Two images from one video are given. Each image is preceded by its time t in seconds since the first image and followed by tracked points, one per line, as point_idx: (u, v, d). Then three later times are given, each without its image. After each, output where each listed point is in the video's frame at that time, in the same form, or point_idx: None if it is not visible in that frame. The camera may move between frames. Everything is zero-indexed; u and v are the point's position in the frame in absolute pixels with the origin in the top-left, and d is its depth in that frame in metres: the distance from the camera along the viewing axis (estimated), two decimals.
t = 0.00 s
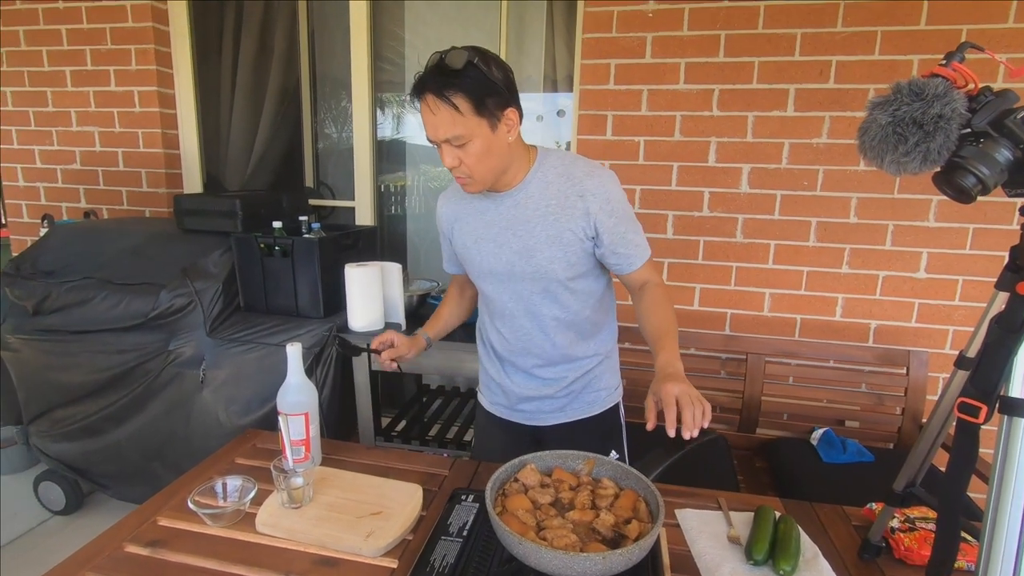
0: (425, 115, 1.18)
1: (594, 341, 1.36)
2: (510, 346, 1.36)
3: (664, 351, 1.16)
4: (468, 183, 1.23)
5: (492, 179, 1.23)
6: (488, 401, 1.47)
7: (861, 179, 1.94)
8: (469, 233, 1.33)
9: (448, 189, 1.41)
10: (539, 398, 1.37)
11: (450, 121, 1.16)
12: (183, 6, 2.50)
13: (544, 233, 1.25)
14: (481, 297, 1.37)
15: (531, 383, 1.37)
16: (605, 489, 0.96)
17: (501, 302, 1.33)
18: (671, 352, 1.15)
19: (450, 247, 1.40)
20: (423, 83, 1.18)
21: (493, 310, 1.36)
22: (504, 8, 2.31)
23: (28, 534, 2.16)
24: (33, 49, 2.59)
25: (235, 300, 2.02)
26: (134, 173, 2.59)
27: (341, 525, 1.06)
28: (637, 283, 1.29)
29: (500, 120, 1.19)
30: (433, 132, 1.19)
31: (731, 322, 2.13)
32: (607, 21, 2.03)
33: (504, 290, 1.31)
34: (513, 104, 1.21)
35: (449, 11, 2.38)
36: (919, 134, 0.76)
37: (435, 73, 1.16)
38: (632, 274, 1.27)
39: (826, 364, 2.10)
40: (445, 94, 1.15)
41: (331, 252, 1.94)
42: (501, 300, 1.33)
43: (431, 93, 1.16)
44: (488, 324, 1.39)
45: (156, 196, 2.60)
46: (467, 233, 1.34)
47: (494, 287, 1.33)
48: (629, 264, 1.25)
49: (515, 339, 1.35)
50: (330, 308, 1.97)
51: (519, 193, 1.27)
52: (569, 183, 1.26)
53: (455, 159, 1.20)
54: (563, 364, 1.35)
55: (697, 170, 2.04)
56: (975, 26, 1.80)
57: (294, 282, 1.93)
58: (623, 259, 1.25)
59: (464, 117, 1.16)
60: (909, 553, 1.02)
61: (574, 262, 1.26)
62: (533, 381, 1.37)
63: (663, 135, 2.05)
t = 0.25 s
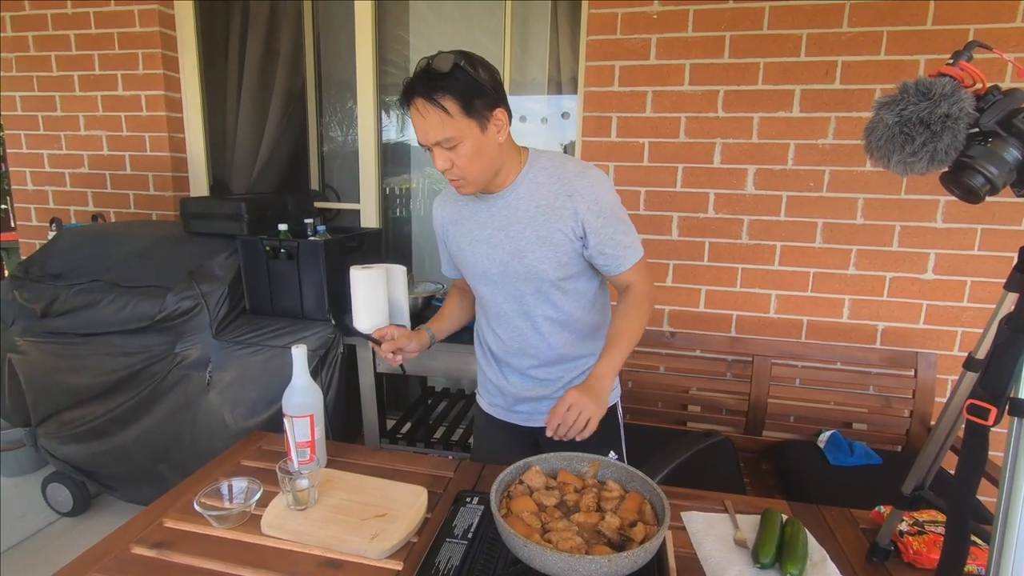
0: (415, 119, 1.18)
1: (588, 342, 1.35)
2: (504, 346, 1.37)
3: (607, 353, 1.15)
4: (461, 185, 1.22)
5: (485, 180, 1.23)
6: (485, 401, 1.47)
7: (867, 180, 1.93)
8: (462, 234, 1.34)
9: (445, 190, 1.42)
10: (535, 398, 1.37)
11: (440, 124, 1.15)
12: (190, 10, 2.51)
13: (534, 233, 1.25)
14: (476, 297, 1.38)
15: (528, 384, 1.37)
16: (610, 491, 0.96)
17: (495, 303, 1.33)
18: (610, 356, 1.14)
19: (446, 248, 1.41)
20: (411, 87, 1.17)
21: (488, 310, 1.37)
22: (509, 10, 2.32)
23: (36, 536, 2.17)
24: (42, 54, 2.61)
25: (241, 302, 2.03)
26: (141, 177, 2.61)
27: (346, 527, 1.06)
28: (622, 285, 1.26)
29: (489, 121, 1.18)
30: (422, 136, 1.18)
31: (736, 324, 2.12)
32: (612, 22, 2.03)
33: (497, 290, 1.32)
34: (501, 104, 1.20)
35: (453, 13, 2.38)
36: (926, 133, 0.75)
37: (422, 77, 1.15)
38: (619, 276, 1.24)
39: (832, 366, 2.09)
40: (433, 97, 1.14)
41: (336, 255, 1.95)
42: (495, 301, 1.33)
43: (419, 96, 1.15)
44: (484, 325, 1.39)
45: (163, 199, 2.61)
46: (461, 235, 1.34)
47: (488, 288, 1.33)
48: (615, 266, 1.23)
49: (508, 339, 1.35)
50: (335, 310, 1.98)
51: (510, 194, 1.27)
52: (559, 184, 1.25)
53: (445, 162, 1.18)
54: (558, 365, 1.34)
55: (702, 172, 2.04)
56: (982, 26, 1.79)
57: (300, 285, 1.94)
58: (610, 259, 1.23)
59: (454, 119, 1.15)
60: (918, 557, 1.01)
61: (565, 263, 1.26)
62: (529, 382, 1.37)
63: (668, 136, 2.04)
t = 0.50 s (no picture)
0: (408, 123, 1.17)
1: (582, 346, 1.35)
2: (499, 347, 1.38)
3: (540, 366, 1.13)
4: (455, 189, 1.22)
5: (478, 185, 1.23)
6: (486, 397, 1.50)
7: (871, 181, 1.92)
8: (456, 237, 1.35)
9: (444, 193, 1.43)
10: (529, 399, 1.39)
11: (433, 128, 1.14)
12: (194, 15, 2.54)
13: (520, 240, 1.25)
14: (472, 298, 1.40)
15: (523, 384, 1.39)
16: (611, 492, 0.95)
17: (488, 305, 1.35)
18: (540, 369, 1.11)
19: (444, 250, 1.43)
20: (405, 91, 1.16)
21: (482, 312, 1.38)
22: (511, 12, 2.32)
23: (40, 536, 2.18)
24: (47, 57, 2.62)
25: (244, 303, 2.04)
26: (145, 179, 2.62)
27: (348, 528, 1.07)
28: (591, 299, 1.20)
29: (483, 126, 1.18)
30: (416, 140, 1.17)
31: (739, 325, 2.12)
32: (614, 24, 2.03)
33: (489, 293, 1.33)
34: (496, 109, 1.19)
35: (456, 15, 2.38)
36: (928, 134, 0.75)
37: (417, 81, 1.14)
38: (590, 290, 1.19)
39: (836, 367, 2.08)
40: (427, 101, 1.13)
41: (338, 256, 1.95)
42: (488, 304, 1.35)
43: (413, 101, 1.15)
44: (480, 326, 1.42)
45: (168, 201, 2.62)
46: (455, 239, 1.36)
47: (481, 291, 1.35)
48: (587, 279, 1.18)
49: (502, 341, 1.37)
50: (338, 312, 1.98)
51: (500, 200, 1.27)
52: (547, 190, 1.23)
53: (439, 166, 1.18)
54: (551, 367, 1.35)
55: (704, 172, 2.03)
56: (987, 25, 1.78)
57: (303, 286, 1.94)
58: (584, 271, 1.18)
59: (447, 124, 1.14)
60: (922, 559, 1.01)
61: (551, 270, 1.25)
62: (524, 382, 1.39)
63: (670, 137, 2.04)
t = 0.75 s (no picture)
0: (390, 135, 1.16)
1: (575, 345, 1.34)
2: (495, 347, 1.41)
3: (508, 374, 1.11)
4: (440, 198, 1.22)
5: (461, 193, 1.22)
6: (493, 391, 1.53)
7: (876, 180, 1.91)
8: (444, 244, 1.36)
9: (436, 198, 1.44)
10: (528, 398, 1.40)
11: (414, 141, 1.13)
12: (198, 15, 2.54)
13: (501, 247, 1.24)
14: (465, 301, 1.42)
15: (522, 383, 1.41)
16: (615, 493, 0.95)
17: (481, 309, 1.36)
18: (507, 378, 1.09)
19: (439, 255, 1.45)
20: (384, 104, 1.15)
21: (477, 315, 1.40)
22: (514, 11, 2.31)
23: (44, 534, 2.18)
24: (52, 57, 2.63)
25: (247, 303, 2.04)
26: (149, 178, 2.62)
27: (350, 528, 1.06)
28: (565, 306, 1.17)
29: (464, 135, 1.17)
30: (398, 152, 1.16)
31: (744, 325, 2.11)
32: (618, 22, 2.02)
33: (481, 297, 1.35)
34: (476, 117, 1.18)
35: (459, 14, 2.38)
36: (936, 131, 0.74)
37: (396, 93, 1.13)
38: (564, 297, 1.17)
39: (841, 368, 2.07)
40: (407, 114, 1.12)
41: (341, 256, 1.96)
42: (481, 308, 1.36)
43: (392, 113, 1.13)
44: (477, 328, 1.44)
45: (171, 200, 2.62)
46: (445, 245, 1.37)
47: (473, 295, 1.36)
48: (560, 285, 1.16)
49: (497, 341, 1.39)
50: (341, 311, 1.99)
51: (480, 207, 1.26)
52: (524, 197, 1.21)
53: (423, 178, 1.17)
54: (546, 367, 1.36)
55: (708, 172, 2.02)
56: (994, 23, 1.76)
57: (305, 285, 1.95)
58: (558, 278, 1.16)
59: (429, 136, 1.13)
60: (928, 562, 1.00)
61: (532, 275, 1.24)
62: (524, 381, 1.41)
63: (674, 137, 2.03)
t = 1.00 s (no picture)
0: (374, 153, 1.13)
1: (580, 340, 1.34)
2: (498, 353, 1.40)
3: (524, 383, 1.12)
4: (428, 212, 1.20)
5: (450, 205, 1.20)
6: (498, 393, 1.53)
7: (881, 179, 1.90)
8: (433, 257, 1.34)
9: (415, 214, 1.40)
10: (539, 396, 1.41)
11: (400, 157, 1.11)
12: (202, 13, 2.54)
13: (498, 253, 1.23)
14: (460, 311, 1.40)
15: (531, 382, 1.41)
16: (617, 493, 0.95)
17: (482, 317, 1.35)
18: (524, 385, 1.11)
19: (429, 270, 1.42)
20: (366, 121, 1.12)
21: (476, 325, 1.39)
22: (518, 8, 2.31)
23: (49, 531, 2.19)
24: (56, 55, 2.63)
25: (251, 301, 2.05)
26: (153, 176, 2.63)
27: (352, 526, 1.06)
28: (573, 302, 1.17)
29: (450, 147, 1.15)
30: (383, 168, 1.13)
31: (747, 324, 2.10)
32: (622, 20, 2.01)
33: (480, 306, 1.33)
34: (459, 128, 1.16)
35: (462, 13, 2.37)
36: (942, 129, 0.74)
37: (378, 109, 1.10)
38: (570, 294, 1.17)
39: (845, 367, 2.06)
40: (391, 130, 1.09)
41: (343, 253, 1.96)
42: (482, 317, 1.35)
43: (376, 130, 1.11)
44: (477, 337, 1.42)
45: (175, 198, 2.63)
46: (435, 260, 1.35)
47: (472, 306, 1.35)
48: (566, 283, 1.16)
49: (499, 346, 1.38)
50: (344, 309, 1.99)
51: (470, 216, 1.24)
52: (514, 201, 1.21)
53: (410, 193, 1.15)
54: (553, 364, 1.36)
55: (712, 170, 2.02)
56: (1000, 20, 1.75)
57: (308, 283, 1.95)
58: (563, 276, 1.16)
59: (414, 151, 1.11)
60: (932, 563, 0.99)
61: (534, 276, 1.24)
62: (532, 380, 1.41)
63: (677, 135, 2.02)
